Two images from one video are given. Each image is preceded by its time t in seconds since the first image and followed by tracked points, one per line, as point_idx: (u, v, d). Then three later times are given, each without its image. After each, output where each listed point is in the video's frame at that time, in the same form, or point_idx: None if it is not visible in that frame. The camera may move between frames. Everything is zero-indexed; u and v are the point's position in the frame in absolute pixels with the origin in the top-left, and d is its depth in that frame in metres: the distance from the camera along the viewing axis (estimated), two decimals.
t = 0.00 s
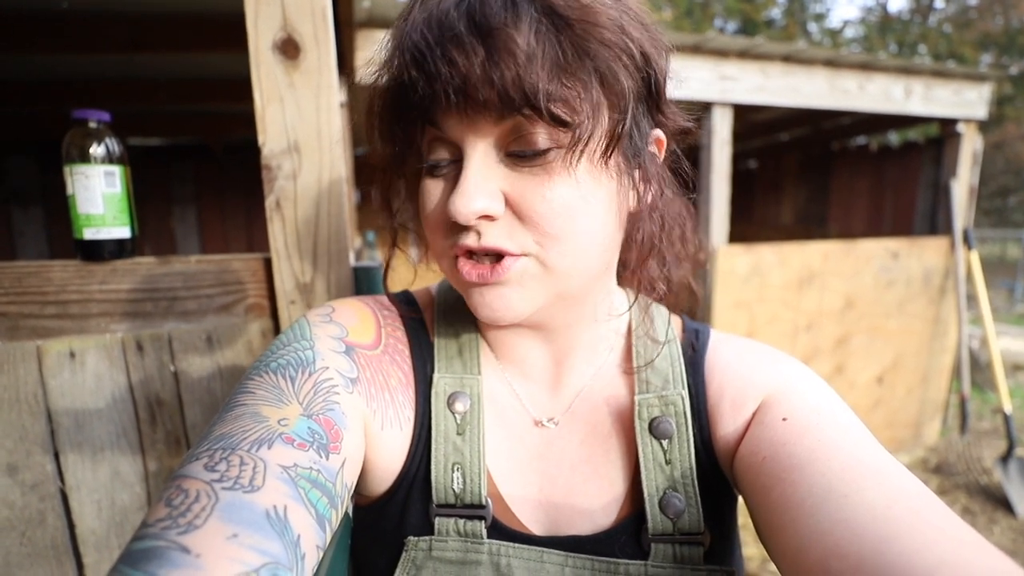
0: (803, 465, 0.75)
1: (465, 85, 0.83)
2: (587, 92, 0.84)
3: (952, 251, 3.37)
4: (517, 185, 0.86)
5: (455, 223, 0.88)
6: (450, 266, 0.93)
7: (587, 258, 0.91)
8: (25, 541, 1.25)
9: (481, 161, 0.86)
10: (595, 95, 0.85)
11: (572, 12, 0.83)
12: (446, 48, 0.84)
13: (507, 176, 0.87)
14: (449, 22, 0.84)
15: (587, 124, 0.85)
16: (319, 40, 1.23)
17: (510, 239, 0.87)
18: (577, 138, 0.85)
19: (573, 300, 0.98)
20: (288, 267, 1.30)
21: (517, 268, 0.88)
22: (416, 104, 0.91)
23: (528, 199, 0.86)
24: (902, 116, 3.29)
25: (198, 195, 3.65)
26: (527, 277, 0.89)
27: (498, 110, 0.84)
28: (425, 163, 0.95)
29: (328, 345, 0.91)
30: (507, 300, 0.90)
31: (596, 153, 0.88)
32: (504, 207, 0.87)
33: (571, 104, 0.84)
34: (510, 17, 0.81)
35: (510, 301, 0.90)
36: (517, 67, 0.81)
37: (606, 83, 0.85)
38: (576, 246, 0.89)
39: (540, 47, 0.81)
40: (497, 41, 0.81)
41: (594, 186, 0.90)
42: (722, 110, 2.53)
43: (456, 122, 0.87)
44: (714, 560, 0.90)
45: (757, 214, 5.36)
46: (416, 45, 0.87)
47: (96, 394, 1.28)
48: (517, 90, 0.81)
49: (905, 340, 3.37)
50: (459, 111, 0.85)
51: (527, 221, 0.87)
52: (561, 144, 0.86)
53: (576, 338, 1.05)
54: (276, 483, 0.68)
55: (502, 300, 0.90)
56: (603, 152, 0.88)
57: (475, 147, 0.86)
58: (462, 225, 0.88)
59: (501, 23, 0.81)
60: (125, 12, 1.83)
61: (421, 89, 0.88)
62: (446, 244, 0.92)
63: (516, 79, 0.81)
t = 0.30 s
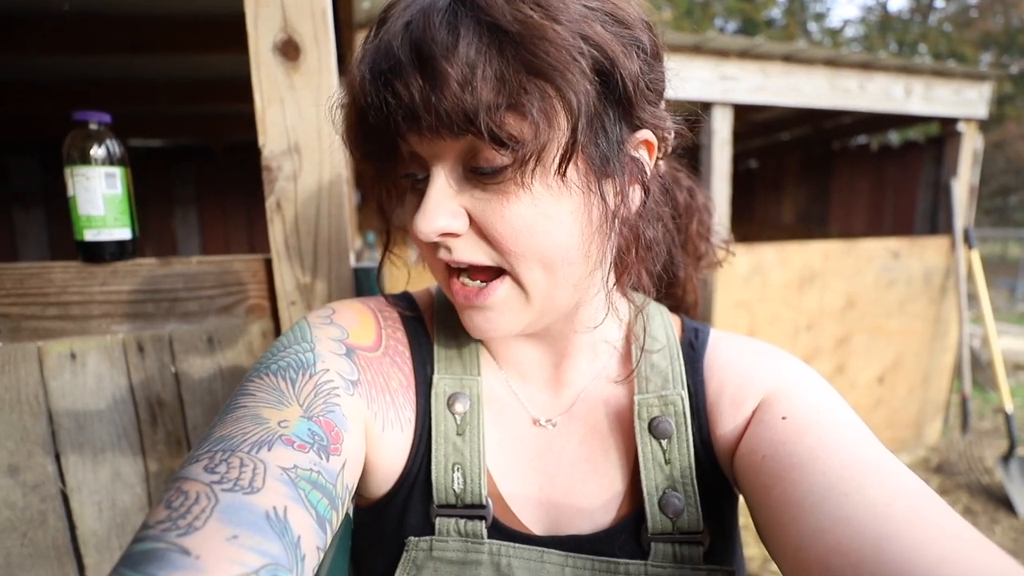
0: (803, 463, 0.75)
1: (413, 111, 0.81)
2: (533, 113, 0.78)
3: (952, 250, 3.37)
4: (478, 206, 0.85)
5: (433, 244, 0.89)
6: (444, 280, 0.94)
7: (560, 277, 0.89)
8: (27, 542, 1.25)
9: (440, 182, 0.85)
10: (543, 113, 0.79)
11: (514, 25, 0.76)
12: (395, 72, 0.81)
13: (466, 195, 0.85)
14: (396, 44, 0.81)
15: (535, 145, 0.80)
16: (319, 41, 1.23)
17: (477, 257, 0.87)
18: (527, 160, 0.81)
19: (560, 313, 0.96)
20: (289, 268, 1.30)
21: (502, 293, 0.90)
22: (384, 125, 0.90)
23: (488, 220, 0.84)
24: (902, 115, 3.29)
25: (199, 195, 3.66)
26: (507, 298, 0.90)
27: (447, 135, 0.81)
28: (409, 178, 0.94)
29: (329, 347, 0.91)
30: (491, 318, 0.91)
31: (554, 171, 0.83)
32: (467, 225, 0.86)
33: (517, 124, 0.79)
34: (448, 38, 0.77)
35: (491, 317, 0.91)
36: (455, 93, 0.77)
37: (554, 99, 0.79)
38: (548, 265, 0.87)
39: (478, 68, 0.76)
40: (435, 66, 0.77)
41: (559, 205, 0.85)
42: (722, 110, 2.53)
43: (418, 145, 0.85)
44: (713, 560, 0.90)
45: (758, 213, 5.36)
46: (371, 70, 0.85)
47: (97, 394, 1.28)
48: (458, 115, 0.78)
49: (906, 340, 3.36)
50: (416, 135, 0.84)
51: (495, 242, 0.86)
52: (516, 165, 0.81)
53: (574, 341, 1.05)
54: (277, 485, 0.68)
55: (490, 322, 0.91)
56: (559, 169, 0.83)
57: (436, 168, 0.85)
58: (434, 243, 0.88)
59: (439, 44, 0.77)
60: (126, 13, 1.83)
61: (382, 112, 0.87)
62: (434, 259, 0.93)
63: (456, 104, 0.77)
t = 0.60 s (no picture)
0: (804, 466, 0.75)
1: (435, 142, 0.75)
2: (568, 140, 0.75)
3: (954, 251, 3.36)
4: (504, 232, 0.82)
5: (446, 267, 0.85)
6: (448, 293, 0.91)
7: (581, 296, 0.90)
8: (28, 544, 1.25)
9: (462, 211, 0.80)
10: (577, 140, 0.76)
11: (546, 50, 0.72)
12: (409, 98, 0.75)
13: (490, 221, 0.81)
14: (409, 69, 0.74)
15: (569, 172, 0.77)
16: (321, 43, 1.23)
17: (500, 281, 0.85)
18: (562, 187, 0.78)
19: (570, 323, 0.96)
20: (290, 269, 1.30)
21: (516, 307, 0.88)
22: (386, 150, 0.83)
23: (514, 246, 0.82)
24: (903, 116, 3.29)
25: (200, 197, 3.66)
26: (523, 313, 0.89)
27: (473, 165, 0.76)
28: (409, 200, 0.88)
29: (330, 350, 0.91)
30: (504, 332, 0.90)
31: (585, 195, 0.82)
32: (491, 251, 0.83)
33: (551, 152, 0.76)
34: (473, 64, 0.71)
35: (506, 332, 0.90)
36: (488, 125, 0.72)
37: (588, 125, 0.76)
38: (570, 285, 0.87)
39: (511, 97, 0.72)
40: (462, 95, 0.72)
41: (584, 226, 0.84)
42: (724, 111, 2.54)
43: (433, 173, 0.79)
44: (713, 565, 0.90)
45: (759, 214, 5.35)
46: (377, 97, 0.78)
47: (99, 396, 1.28)
48: (490, 146, 0.73)
49: (907, 341, 3.36)
50: (433, 165, 0.78)
51: (520, 267, 0.84)
52: (546, 192, 0.79)
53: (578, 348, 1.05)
54: (277, 488, 0.68)
55: (501, 335, 0.90)
56: (590, 194, 0.82)
57: (454, 196, 0.80)
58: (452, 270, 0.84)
59: (464, 71, 0.72)
60: (127, 16, 1.83)
61: (388, 140, 0.80)
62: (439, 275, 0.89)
63: (488, 135, 0.73)
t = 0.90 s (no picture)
0: (802, 465, 0.75)
1: (482, 158, 0.72)
2: (613, 155, 0.76)
3: (950, 248, 3.37)
4: (539, 241, 0.80)
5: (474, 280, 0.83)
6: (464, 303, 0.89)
7: (606, 300, 0.90)
8: (25, 549, 1.25)
9: (497, 223, 0.78)
10: (620, 155, 0.77)
11: (595, 65, 0.71)
12: (454, 112, 0.71)
13: (526, 232, 0.80)
14: (453, 82, 0.71)
15: (611, 186, 0.78)
16: (315, 46, 1.23)
17: (532, 289, 0.84)
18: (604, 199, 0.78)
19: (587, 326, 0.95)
20: (286, 271, 1.30)
21: (543, 314, 0.86)
22: (412, 162, 0.78)
23: (550, 255, 0.81)
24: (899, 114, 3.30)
25: (197, 199, 3.65)
26: (548, 321, 0.87)
27: (519, 180, 0.74)
28: (425, 210, 0.84)
29: (327, 351, 0.91)
30: (530, 340, 0.89)
31: (620, 204, 0.82)
32: (524, 261, 0.82)
33: (597, 167, 0.76)
34: (526, 79, 0.69)
35: (533, 340, 0.88)
36: (543, 142, 0.71)
37: (631, 140, 0.77)
38: (598, 291, 0.87)
39: (564, 114, 0.71)
40: (516, 111, 0.70)
41: (613, 233, 0.85)
42: (719, 110, 2.54)
43: (469, 187, 0.76)
44: (712, 564, 0.90)
45: (756, 212, 5.36)
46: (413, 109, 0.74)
47: (95, 400, 1.28)
48: (543, 163, 0.72)
49: (904, 338, 3.37)
50: (473, 180, 0.75)
51: (552, 275, 0.83)
52: (584, 203, 0.79)
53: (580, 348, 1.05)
54: (274, 490, 0.68)
55: (524, 342, 0.89)
56: (625, 204, 0.82)
57: (489, 208, 0.78)
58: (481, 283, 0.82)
59: (516, 87, 0.69)
60: (121, 19, 1.83)
61: (421, 154, 0.75)
62: (458, 285, 0.86)
63: (541, 152, 0.71)
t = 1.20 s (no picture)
0: (803, 467, 0.75)
1: (510, 150, 0.71)
2: (636, 149, 0.76)
3: (949, 251, 3.38)
4: (558, 237, 0.80)
5: (491, 277, 0.82)
6: (477, 302, 0.88)
7: (619, 297, 0.90)
8: (23, 544, 1.25)
9: (518, 217, 0.78)
10: (643, 149, 0.77)
11: (621, 59, 0.71)
12: (481, 104, 0.71)
13: (546, 227, 0.80)
14: (481, 73, 0.70)
15: (633, 181, 0.78)
16: (318, 42, 1.23)
17: (548, 286, 0.84)
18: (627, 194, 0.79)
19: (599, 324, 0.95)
20: (286, 267, 1.30)
21: (557, 313, 0.86)
22: (433, 155, 0.78)
23: (567, 251, 0.81)
24: (900, 117, 3.30)
25: (197, 195, 3.65)
26: (563, 318, 0.87)
27: (545, 174, 0.74)
28: (442, 206, 0.83)
29: (329, 347, 0.91)
30: (544, 339, 0.88)
31: (639, 200, 0.83)
32: (542, 257, 0.82)
33: (621, 161, 0.76)
34: (556, 71, 0.69)
35: (547, 338, 0.88)
36: (572, 134, 0.71)
37: (654, 134, 0.77)
38: (611, 288, 0.87)
39: (592, 107, 0.71)
40: (545, 103, 0.69)
41: (629, 229, 0.85)
42: (720, 112, 2.54)
43: (492, 181, 0.76)
44: (711, 566, 0.90)
45: (756, 214, 5.37)
46: (438, 101, 0.73)
47: (94, 395, 1.27)
48: (570, 156, 0.72)
49: (903, 340, 3.37)
50: (497, 173, 0.75)
51: (568, 272, 0.83)
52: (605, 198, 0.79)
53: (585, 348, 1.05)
54: (276, 486, 0.68)
55: (537, 342, 0.88)
56: (644, 199, 0.83)
57: (508, 202, 0.78)
58: (497, 279, 0.82)
59: (546, 79, 0.69)
60: (124, 14, 1.82)
61: (444, 146, 0.75)
62: (472, 282, 0.86)
63: (569, 145, 0.71)
